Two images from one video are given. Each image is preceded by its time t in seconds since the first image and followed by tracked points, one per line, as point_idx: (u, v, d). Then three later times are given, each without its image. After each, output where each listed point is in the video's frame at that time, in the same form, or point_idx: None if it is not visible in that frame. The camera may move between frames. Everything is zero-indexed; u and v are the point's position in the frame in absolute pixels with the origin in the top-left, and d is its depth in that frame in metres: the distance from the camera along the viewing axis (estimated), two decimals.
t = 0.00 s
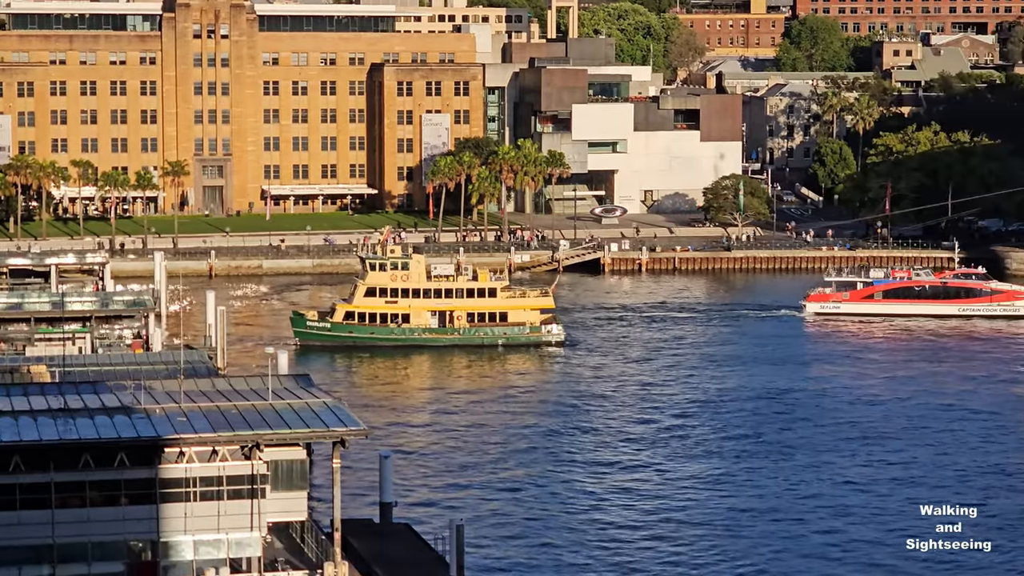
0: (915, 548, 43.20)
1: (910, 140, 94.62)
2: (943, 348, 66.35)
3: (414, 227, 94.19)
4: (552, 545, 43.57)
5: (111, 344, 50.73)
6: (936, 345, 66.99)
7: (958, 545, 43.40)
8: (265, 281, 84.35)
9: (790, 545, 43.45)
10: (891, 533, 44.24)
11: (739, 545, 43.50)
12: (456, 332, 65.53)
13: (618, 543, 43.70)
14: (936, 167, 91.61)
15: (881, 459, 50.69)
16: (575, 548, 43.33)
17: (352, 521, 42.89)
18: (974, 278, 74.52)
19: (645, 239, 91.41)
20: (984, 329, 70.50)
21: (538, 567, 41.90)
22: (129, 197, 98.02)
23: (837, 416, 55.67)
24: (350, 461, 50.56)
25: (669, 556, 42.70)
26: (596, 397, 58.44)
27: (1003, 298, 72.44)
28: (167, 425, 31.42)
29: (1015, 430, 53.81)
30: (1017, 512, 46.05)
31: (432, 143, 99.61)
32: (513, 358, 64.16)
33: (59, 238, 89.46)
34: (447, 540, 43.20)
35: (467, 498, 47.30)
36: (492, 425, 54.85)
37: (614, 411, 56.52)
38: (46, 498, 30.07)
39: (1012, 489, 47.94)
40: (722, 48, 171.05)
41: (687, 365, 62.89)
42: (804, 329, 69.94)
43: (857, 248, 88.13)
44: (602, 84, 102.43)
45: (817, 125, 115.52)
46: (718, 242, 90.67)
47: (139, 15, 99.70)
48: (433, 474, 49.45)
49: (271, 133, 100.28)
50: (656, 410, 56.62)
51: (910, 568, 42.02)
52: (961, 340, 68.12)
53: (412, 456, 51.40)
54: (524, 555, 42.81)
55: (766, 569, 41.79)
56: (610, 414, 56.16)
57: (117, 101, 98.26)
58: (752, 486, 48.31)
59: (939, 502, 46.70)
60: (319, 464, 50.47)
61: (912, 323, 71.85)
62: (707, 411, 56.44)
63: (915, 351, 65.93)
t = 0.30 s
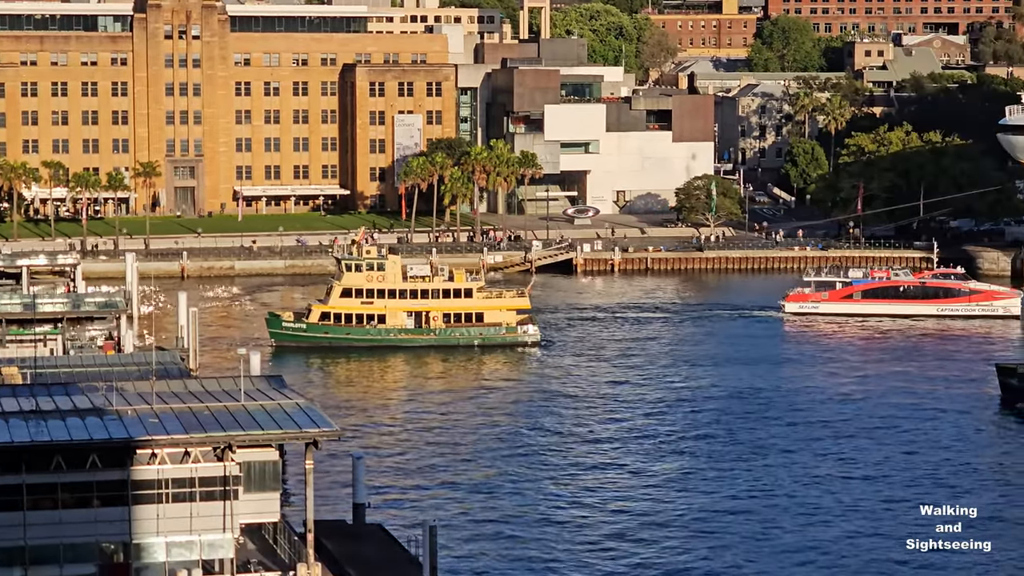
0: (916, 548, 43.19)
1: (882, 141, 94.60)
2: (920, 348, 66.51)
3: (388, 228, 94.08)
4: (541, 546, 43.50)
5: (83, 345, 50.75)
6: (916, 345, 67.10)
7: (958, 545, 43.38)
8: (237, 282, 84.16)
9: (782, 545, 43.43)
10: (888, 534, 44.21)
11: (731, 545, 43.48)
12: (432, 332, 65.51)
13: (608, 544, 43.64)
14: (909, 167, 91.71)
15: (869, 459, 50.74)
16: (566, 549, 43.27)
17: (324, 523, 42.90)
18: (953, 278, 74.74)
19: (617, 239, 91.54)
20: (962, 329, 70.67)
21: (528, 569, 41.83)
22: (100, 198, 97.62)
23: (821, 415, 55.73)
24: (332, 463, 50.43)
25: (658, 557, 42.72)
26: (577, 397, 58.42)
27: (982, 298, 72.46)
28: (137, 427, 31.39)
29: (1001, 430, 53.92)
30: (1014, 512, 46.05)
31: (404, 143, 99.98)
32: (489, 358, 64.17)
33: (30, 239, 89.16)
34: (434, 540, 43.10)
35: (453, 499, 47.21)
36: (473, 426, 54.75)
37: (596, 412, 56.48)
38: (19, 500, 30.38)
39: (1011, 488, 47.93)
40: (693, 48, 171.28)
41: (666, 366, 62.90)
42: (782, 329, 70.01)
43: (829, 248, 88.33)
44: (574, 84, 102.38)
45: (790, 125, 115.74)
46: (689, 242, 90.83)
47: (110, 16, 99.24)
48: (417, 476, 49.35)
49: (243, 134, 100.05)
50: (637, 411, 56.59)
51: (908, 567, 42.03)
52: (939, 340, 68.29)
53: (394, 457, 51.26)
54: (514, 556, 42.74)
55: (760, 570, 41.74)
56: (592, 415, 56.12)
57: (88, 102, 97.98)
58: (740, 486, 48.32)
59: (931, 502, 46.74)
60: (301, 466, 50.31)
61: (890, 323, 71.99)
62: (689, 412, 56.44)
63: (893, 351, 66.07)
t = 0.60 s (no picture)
0: (916, 548, 43.16)
1: (846, 140, 94.98)
2: (889, 348, 66.69)
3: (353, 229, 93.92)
4: (512, 546, 43.46)
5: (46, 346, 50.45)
6: (883, 345, 67.23)
7: (959, 545, 43.28)
8: (200, 283, 83.95)
9: (752, 545, 43.43)
10: (860, 534, 44.22)
11: (702, 545, 43.47)
12: (400, 332, 65.38)
13: (579, 545, 43.56)
14: (872, 167, 91.89)
15: (838, 459, 50.77)
16: (535, 550, 43.21)
17: (288, 524, 42.76)
18: (922, 277, 75.06)
19: (581, 239, 91.64)
20: (929, 329, 70.84)
21: (501, 569, 41.80)
22: (63, 199, 97.33)
23: (790, 415, 55.74)
24: (298, 465, 50.30)
25: (626, 557, 42.71)
26: (544, 398, 58.38)
27: (952, 297, 72.61)
28: (101, 428, 31.33)
29: (973, 427, 53.89)
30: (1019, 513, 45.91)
31: (369, 143, 99.73)
32: (457, 359, 64.10)
33: None
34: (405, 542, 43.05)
35: (421, 500, 47.15)
36: (441, 427, 54.67)
37: (563, 412, 56.45)
38: None
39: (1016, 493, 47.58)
40: (657, 48, 171.62)
41: (633, 366, 62.91)
42: (748, 329, 70.14)
43: (793, 248, 88.62)
44: (539, 84, 102.57)
45: (753, 125, 115.94)
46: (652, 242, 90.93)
47: (72, 16, 98.99)
48: (385, 477, 49.24)
49: (206, 134, 99.78)
50: (605, 411, 56.59)
51: (879, 565, 42.01)
52: (907, 339, 68.48)
53: (360, 458, 51.15)
54: (484, 558, 42.66)
55: (730, 570, 41.75)
56: (561, 415, 56.12)
57: (50, 102, 97.64)
58: (710, 486, 48.32)
59: (903, 501, 46.74)
60: (268, 468, 50.20)
61: (857, 323, 72.14)
62: (657, 412, 56.48)
63: (862, 350, 66.22)
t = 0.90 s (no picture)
0: (916, 548, 43.08)
1: (796, 140, 95.23)
2: (841, 347, 66.90)
3: (303, 230, 93.42)
4: (464, 548, 43.39)
5: None
6: (833, 345, 67.42)
7: (959, 545, 43.19)
8: (150, 284, 83.63)
9: (705, 544, 43.45)
10: (814, 533, 44.27)
11: (655, 545, 43.48)
12: (354, 334, 65.27)
13: (532, 545, 43.52)
14: (822, 167, 92.24)
15: (790, 458, 50.86)
16: (487, 551, 43.14)
17: (239, 526, 42.58)
18: (881, 277, 75.53)
19: (531, 239, 91.71)
20: (880, 328, 71.11)
21: (453, 570, 41.72)
22: (11, 200, 96.79)
23: (742, 415, 55.83)
24: (248, 467, 50.13)
25: (579, 557, 42.67)
26: (496, 399, 58.33)
27: (908, 297, 73.07)
28: (49, 430, 31.22)
29: (925, 424, 53.98)
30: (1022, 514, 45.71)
31: (319, 144, 99.54)
32: (411, 360, 63.90)
33: None
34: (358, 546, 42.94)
35: (373, 502, 47.02)
36: (392, 429, 54.56)
37: (515, 413, 56.42)
38: None
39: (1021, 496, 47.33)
40: (608, 48, 171.91)
41: (584, 366, 62.94)
42: (699, 329, 70.27)
43: (743, 248, 88.97)
44: (489, 86, 102.63)
45: (703, 125, 116.24)
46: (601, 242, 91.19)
47: (21, 17, 98.31)
48: (336, 479, 49.11)
49: (155, 135, 99.51)
50: (556, 411, 56.59)
51: (833, 564, 42.04)
52: (860, 339, 68.68)
53: (311, 460, 51.00)
54: (436, 559, 42.56)
55: (683, 569, 41.75)
56: (513, 416, 56.10)
57: None
58: (662, 486, 48.34)
59: (857, 500, 46.81)
60: (218, 470, 50.01)
61: (807, 323, 72.34)
62: (608, 412, 56.50)
63: (815, 350, 66.41)
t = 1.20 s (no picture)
0: (916, 548, 43.07)
1: (746, 141, 95.55)
2: (792, 347, 67.12)
3: (253, 230, 93.17)
4: (415, 547, 43.39)
5: None
6: (784, 344, 67.64)
7: (959, 544, 43.11)
8: (99, 285, 83.26)
9: (656, 544, 43.51)
10: (764, 531, 44.37)
11: (605, 544, 43.54)
12: (308, 334, 65.10)
13: (484, 544, 43.53)
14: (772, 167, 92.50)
15: (740, 457, 51.00)
16: (439, 551, 43.13)
17: (189, 527, 42.45)
18: (838, 277, 75.76)
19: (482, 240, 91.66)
20: (831, 328, 71.44)
21: (403, 571, 41.68)
22: None
23: (694, 414, 55.95)
24: (198, 467, 50.05)
25: (529, 556, 42.71)
26: (447, 399, 58.30)
27: (865, 298, 73.49)
28: None
29: (877, 422, 54.18)
30: None
31: (269, 144, 99.39)
32: (364, 360, 63.78)
33: None
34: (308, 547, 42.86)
35: (323, 502, 46.95)
36: (343, 429, 54.49)
37: (465, 413, 56.43)
38: None
39: (1011, 494, 47.24)
40: (558, 48, 172.00)
41: (536, 367, 62.95)
42: (650, 329, 70.42)
43: (694, 248, 89.27)
44: (439, 86, 102.55)
45: (653, 126, 116.45)
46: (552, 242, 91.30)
47: None
48: (286, 479, 49.03)
49: (105, 135, 99.16)
50: (506, 411, 56.64)
51: (784, 562, 42.12)
52: (811, 339, 68.92)
53: (260, 460, 50.91)
54: (386, 559, 42.52)
55: (634, 568, 41.81)
56: (465, 416, 56.07)
57: None
58: (613, 485, 48.41)
59: (807, 498, 46.95)
60: (167, 471, 49.82)
61: (759, 322, 72.51)
62: (559, 412, 56.53)
63: (765, 350, 66.62)
